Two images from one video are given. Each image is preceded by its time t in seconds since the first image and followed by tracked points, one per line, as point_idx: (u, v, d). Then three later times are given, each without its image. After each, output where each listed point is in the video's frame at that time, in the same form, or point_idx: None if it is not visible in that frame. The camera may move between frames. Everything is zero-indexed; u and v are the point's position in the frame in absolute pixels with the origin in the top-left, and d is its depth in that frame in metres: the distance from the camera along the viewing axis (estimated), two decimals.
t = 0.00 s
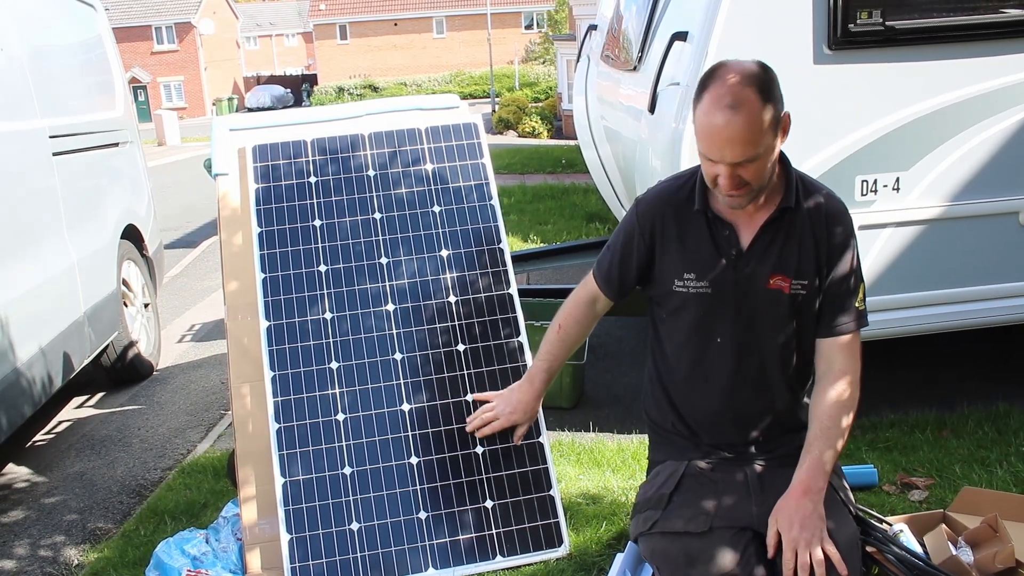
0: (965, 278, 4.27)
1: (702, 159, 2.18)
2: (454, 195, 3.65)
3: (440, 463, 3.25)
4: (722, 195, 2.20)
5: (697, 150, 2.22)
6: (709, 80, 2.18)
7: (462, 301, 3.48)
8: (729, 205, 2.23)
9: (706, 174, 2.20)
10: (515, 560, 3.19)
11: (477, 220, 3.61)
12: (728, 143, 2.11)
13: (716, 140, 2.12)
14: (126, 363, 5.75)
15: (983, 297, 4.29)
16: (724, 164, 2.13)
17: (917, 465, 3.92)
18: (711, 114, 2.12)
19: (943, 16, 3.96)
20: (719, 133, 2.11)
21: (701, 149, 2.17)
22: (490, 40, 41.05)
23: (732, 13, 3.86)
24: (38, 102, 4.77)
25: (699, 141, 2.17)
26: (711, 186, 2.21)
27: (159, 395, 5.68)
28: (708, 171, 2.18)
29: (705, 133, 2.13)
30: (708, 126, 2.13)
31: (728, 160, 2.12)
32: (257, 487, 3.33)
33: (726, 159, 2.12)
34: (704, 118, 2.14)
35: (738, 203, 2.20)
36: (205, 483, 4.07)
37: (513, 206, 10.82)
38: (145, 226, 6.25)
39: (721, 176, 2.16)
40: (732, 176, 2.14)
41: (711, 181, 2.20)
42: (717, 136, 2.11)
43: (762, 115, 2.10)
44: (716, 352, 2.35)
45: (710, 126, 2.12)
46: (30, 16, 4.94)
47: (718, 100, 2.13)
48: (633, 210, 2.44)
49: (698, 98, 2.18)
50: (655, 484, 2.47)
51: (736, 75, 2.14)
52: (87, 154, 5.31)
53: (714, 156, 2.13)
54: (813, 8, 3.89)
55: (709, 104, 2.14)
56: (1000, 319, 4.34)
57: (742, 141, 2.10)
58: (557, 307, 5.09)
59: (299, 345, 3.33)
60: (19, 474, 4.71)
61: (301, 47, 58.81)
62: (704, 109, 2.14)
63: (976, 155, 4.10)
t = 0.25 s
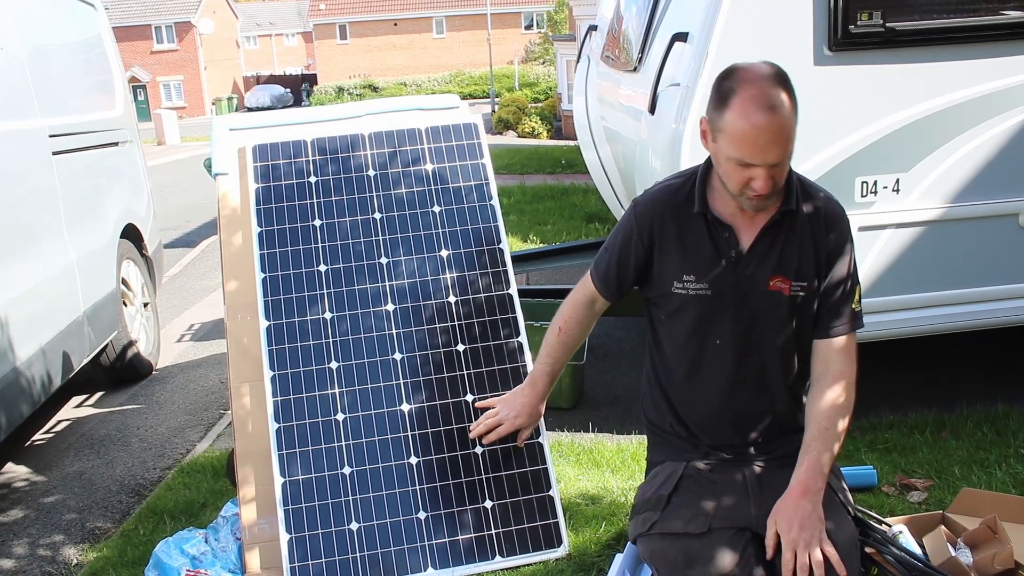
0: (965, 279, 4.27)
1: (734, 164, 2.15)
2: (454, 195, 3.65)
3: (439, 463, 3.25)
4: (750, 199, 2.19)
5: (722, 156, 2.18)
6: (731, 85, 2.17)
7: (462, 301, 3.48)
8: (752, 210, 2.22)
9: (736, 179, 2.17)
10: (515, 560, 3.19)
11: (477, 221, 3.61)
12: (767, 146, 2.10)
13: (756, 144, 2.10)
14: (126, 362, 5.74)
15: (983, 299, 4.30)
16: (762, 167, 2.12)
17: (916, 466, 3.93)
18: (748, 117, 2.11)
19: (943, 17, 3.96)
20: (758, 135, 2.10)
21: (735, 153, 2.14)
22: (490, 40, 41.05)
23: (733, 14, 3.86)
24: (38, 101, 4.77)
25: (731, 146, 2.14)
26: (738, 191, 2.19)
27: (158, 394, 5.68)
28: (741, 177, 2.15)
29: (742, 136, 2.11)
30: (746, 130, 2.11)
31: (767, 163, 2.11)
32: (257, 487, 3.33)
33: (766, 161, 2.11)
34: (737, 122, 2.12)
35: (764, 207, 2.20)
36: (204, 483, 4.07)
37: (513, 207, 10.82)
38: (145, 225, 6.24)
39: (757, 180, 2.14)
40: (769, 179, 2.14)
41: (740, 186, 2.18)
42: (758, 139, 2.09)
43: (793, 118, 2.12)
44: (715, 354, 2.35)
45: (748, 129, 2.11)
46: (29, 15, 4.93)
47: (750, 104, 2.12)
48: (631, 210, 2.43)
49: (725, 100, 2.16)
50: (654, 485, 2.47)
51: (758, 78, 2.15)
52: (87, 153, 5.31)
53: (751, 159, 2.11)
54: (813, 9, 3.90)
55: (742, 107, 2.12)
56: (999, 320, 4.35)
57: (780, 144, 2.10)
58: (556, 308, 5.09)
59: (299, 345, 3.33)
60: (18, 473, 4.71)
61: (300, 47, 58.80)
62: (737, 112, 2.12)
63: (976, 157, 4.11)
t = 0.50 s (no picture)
0: (964, 279, 4.28)
1: (771, 176, 2.13)
2: (454, 195, 3.66)
3: (439, 463, 3.26)
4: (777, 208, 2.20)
5: (755, 167, 2.15)
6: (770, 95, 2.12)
7: (462, 301, 3.49)
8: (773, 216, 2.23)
9: (769, 190, 2.16)
10: (515, 560, 3.19)
11: (477, 221, 3.62)
12: (810, 161, 2.10)
13: (801, 159, 2.09)
14: (125, 362, 5.74)
15: (982, 299, 4.30)
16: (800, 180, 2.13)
17: (916, 467, 3.93)
18: (789, 129, 2.08)
19: (942, 18, 3.97)
20: (804, 151, 2.09)
21: (776, 167, 2.11)
22: (489, 41, 41.05)
23: (733, 15, 3.86)
24: (38, 102, 4.77)
25: (770, 159, 2.11)
26: (766, 200, 2.19)
27: (158, 394, 5.68)
28: (776, 188, 2.15)
29: (787, 151, 2.09)
30: (793, 145, 2.08)
31: (806, 176, 2.12)
32: (257, 487, 3.34)
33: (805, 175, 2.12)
34: (782, 136, 2.09)
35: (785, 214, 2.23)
36: (204, 483, 4.07)
37: (513, 207, 10.82)
38: (144, 225, 6.25)
39: (793, 192, 2.14)
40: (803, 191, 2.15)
41: (770, 197, 2.17)
42: (806, 155, 2.08)
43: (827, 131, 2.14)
44: (714, 356, 2.35)
45: (795, 146, 2.08)
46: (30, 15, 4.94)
47: (793, 117, 2.10)
48: (630, 210, 2.42)
49: (760, 109, 2.13)
50: (652, 485, 2.47)
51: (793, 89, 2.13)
52: (87, 154, 5.32)
53: (793, 173, 2.10)
54: (812, 10, 3.91)
55: (788, 121, 2.09)
56: (999, 320, 4.35)
57: (816, 158, 2.10)
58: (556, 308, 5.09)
59: (299, 345, 3.34)
60: (18, 473, 4.71)
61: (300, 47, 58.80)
62: (782, 126, 2.09)
63: (975, 157, 4.11)
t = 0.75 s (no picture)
0: (963, 282, 4.28)
1: (789, 187, 2.12)
2: (454, 197, 3.66)
3: (438, 465, 3.26)
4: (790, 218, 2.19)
5: (773, 176, 2.14)
6: (794, 106, 2.12)
7: (461, 302, 3.49)
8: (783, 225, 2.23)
9: (785, 201, 2.15)
10: (513, 562, 3.19)
11: (477, 223, 3.62)
12: (829, 174, 2.10)
13: (821, 172, 2.09)
14: (125, 363, 5.74)
15: (981, 302, 4.30)
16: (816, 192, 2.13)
17: (915, 469, 3.93)
18: (812, 143, 2.08)
19: (942, 20, 3.97)
20: (826, 164, 2.09)
21: (795, 178, 2.10)
22: (490, 42, 41.06)
23: (733, 17, 3.87)
24: (38, 102, 4.78)
25: (790, 169, 2.10)
26: (779, 210, 2.18)
27: (158, 395, 5.68)
28: (793, 199, 2.14)
29: (809, 163, 2.08)
30: (814, 157, 2.08)
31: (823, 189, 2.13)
32: (255, 488, 3.34)
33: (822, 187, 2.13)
34: (804, 148, 2.09)
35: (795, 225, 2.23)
36: (203, 483, 4.07)
37: (513, 208, 10.83)
38: (144, 225, 6.25)
39: (809, 203, 2.14)
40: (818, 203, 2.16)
41: (785, 206, 2.17)
42: (827, 168, 2.08)
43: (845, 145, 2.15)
44: (716, 360, 2.35)
45: (817, 158, 2.08)
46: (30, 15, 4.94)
47: (816, 129, 2.09)
48: (634, 212, 2.41)
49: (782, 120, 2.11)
50: (650, 488, 2.47)
51: (815, 100, 2.13)
52: (87, 154, 5.32)
53: (812, 185, 2.10)
54: (812, 13, 3.91)
55: (811, 133, 2.09)
56: (998, 323, 4.35)
57: (835, 171, 2.11)
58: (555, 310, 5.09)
59: (299, 346, 3.34)
60: (17, 473, 4.71)
61: (300, 48, 58.82)
62: (804, 138, 2.09)
63: (974, 160, 4.12)
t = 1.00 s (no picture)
0: (963, 286, 4.28)
1: (802, 199, 2.12)
2: (454, 198, 3.66)
3: (437, 466, 3.27)
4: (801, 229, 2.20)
5: (786, 188, 2.13)
6: (810, 118, 2.11)
7: (461, 304, 3.48)
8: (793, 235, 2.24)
9: (798, 212, 2.15)
10: (511, 563, 3.19)
11: (477, 224, 3.62)
12: (843, 188, 2.10)
13: (835, 185, 2.09)
14: (124, 362, 5.75)
15: (981, 305, 4.30)
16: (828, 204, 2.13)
17: (914, 472, 3.93)
18: (828, 155, 2.07)
19: (943, 24, 3.98)
20: (841, 178, 2.08)
21: (809, 190, 2.10)
22: (491, 44, 41.07)
23: (733, 20, 3.87)
24: (39, 102, 4.78)
25: (804, 182, 2.09)
26: (790, 221, 2.18)
27: (157, 395, 5.68)
28: (805, 211, 2.14)
29: (823, 176, 2.07)
30: (829, 171, 2.07)
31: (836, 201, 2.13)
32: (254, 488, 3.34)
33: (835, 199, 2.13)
34: (819, 161, 2.08)
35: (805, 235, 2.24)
36: (202, 483, 4.07)
37: (513, 210, 10.83)
38: (144, 225, 6.25)
39: (820, 214, 2.15)
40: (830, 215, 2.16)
41: (797, 218, 2.17)
42: (842, 181, 2.08)
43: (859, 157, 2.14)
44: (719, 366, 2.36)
45: (832, 171, 2.07)
46: (31, 15, 4.94)
47: (832, 142, 2.09)
48: (640, 215, 2.40)
49: (798, 131, 2.10)
50: (648, 490, 2.46)
51: (831, 112, 2.12)
52: (87, 153, 5.32)
53: (826, 198, 2.10)
54: (813, 16, 3.91)
55: (827, 146, 2.08)
56: (998, 327, 4.35)
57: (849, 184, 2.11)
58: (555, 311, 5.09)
59: (298, 346, 3.34)
60: (16, 473, 4.71)
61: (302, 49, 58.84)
62: (820, 151, 2.08)
63: (975, 163, 4.12)
